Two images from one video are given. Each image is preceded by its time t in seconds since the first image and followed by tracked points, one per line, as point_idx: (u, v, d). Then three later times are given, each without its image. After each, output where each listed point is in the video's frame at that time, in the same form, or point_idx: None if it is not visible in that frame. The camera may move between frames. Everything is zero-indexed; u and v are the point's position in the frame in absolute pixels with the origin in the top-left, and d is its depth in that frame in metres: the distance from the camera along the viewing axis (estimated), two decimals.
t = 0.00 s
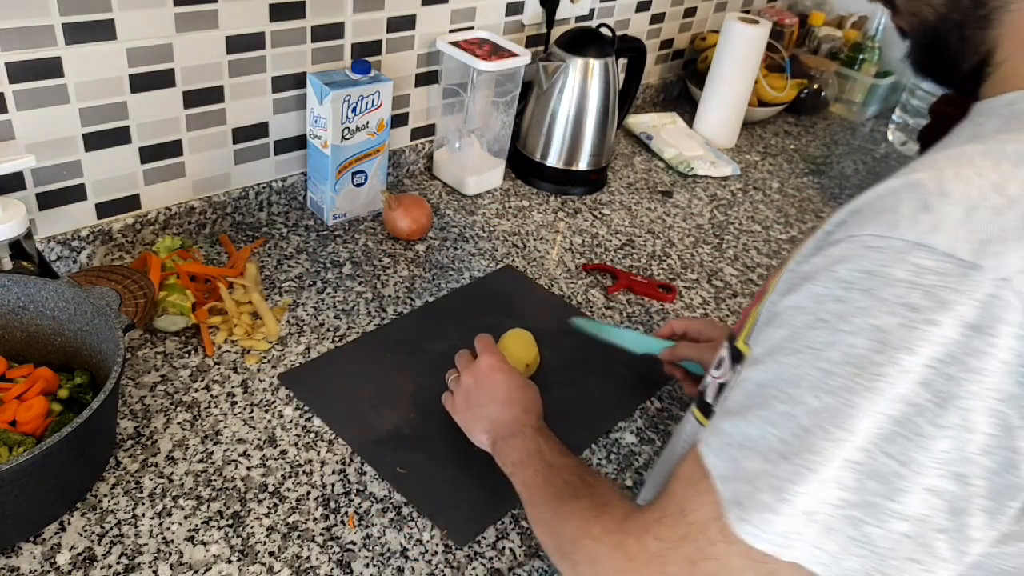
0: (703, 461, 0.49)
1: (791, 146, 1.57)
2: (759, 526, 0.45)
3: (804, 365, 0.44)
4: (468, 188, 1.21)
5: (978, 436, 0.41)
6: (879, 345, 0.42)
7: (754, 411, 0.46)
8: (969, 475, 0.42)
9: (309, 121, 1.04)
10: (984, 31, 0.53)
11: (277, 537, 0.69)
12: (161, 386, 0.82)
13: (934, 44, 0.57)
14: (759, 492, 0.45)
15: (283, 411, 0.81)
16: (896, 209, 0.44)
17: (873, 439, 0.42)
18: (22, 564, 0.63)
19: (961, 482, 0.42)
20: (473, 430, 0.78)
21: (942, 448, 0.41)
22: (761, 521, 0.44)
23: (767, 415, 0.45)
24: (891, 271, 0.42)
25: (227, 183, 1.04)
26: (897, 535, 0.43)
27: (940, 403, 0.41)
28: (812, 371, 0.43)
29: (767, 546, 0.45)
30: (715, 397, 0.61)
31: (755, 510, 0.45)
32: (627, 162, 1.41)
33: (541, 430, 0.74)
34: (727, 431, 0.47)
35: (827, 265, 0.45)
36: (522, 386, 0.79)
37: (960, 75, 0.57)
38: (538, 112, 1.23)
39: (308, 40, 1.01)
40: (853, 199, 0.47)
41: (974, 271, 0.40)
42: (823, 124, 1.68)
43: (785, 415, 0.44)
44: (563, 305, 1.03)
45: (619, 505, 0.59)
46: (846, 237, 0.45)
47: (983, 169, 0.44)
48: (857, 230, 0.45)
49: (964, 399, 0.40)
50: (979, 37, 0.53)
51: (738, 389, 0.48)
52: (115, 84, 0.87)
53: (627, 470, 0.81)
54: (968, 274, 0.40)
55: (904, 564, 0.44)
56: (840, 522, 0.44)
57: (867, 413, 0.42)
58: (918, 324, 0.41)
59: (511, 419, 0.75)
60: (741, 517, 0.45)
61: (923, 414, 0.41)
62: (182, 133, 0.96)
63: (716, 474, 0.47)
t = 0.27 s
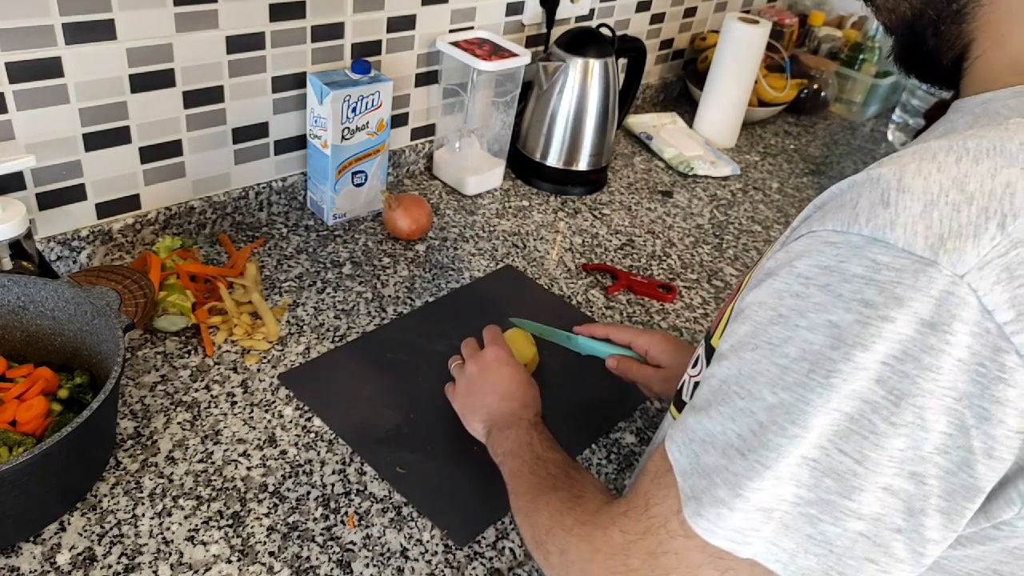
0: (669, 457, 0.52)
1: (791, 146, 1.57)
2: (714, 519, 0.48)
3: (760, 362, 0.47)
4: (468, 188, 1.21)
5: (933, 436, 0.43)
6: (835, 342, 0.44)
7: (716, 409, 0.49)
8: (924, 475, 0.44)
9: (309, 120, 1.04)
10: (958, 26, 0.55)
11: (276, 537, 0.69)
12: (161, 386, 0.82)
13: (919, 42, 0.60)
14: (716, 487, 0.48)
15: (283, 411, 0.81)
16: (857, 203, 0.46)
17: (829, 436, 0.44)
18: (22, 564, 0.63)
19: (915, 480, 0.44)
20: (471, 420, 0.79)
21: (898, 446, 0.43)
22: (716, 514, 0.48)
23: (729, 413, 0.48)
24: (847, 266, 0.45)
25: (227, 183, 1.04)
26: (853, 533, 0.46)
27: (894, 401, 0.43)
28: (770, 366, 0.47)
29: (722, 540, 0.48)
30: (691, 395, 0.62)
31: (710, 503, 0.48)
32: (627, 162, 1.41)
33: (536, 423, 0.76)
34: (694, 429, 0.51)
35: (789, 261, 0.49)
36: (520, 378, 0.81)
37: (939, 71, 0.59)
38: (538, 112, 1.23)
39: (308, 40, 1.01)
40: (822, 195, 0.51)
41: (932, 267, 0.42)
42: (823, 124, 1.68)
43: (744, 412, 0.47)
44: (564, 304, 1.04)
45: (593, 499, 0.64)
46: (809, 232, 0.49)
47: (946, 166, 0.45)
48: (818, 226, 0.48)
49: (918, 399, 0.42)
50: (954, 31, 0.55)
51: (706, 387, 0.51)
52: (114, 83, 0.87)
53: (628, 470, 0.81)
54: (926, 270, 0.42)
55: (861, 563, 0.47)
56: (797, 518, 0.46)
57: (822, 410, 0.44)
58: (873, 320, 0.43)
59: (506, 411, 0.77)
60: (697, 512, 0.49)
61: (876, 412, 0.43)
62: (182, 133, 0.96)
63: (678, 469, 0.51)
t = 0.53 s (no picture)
0: (652, 436, 0.52)
1: (791, 146, 1.57)
2: (695, 501, 0.48)
3: (742, 352, 0.47)
4: (468, 188, 1.21)
5: (909, 425, 0.42)
6: (812, 333, 0.44)
7: (699, 394, 0.49)
8: (900, 465, 0.43)
9: (309, 121, 1.04)
10: (949, 22, 0.55)
11: (277, 537, 0.69)
12: (161, 386, 0.82)
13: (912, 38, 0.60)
14: (696, 471, 0.48)
15: (282, 411, 0.81)
16: (838, 196, 0.46)
17: (805, 423, 0.44)
18: (22, 564, 0.63)
19: (892, 470, 0.43)
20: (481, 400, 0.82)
21: (873, 435, 0.43)
22: (697, 496, 0.48)
23: (710, 397, 0.48)
24: (824, 257, 0.44)
25: (227, 183, 1.04)
26: (830, 521, 0.45)
27: (869, 390, 0.42)
28: (749, 355, 0.46)
29: (703, 522, 0.48)
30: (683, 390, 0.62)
31: (691, 485, 0.48)
32: (627, 162, 1.41)
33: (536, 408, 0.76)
34: (676, 412, 0.50)
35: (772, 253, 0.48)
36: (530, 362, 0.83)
37: (935, 66, 0.59)
38: (538, 112, 1.23)
39: (309, 40, 1.01)
40: (809, 189, 0.51)
41: (907, 258, 0.41)
42: (823, 124, 1.68)
43: (724, 397, 0.47)
44: (563, 304, 1.04)
45: (582, 478, 0.64)
46: (792, 225, 0.48)
47: (927, 160, 0.44)
48: (800, 219, 0.48)
49: (893, 388, 0.42)
50: (945, 26, 0.55)
51: (692, 373, 0.51)
52: (114, 84, 0.87)
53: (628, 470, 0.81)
54: (900, 261, 0.42)
55: (840, 552, 0.46)
56: (775, 504, 0.46)
57: (799, 399, 0.44)
58: (848, 310, 0.43)
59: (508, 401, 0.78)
60: (679, 494, 0.49)
61: (851, 401, 0.43)
62: (182, 133, 0.96)
63: (660, 448, 0.50)
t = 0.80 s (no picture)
0: (645, 438, 0.52)
1: (791, 146, 1.57)
2: (682, 500, 0.48)
3: (728, 350, 0.47)
4: (468, 188, 1.21)
5: (892, 419, 0.42)
6: (796, 329, 0.44)
7: (689, 393, 0.49)
8: (884, 459, 0.43)
9: (309, 121, 1.04)
10: (934, 20, 0.55)
11: (276, 537, 0.69)
12: (161, 386, 0.82)
13: (898, 38, 0.60)
14: (684, 470, 0.48)
15: (282, 411, 0.81)
16: (819, 194, 0.46)
17: (789, 420, 0.44)
18: (22, 564, 0.63)
19: (877, 465, 0.43)
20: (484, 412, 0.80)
21: (857, 430, 0.43)
22: (684, 495, 0.48)
23: (698, 396, 0.48)
24: (807, 254, 0.44)
25: (227, 183, 1.04)
26: (817, 517, 0.45)
27: (852, 385, 0.42)
28: (736, 353, 0.46)
29: (690, 521, 0.48)
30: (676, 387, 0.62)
31: (679, 485, 0.48)
32: (627, 162, 1.41)
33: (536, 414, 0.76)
34: (668, 413, 0.50)
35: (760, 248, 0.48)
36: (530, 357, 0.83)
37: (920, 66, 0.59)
38: (538, 112, 1.23)
39: (308, 40, 1.01)
40: (792, 185, 0.50)
41: (886, 253, 0.41)
42: (823, 124, 1.68)
43: (712, 397, 0.47)
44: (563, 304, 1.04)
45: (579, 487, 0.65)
46: (775, 223, 0.48)
47: (906, 156, 0.44)
48: (782, 216, 0.48)
49: (875, 383, 0.42)
50: (930, 25, 0.56)
51: (683, 371, 0.51)
52: (114, 84, 0.87)
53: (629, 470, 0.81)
54: (879, 257, 0.41)
55: (827, 548, 0.46)
56: (762, 501, 0.46)
57: (783, 395, 0.44)
58: (828, 306, 0.43)
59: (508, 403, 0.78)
60: (667, 493, 0.49)
61: (833, 396, 0.43)
62: (182, 133, 0.96)
63: (653, 450, 0.51)
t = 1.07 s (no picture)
0: (641, 445, 0.52)
1: (791, 146, 1.57)
2: (685, 506, 0.48)
3: (726, 349, 0.46)
4: (468, 188, 1.21)
5: (897, 419, 0.42)
6: (798, 327, 0.43)
7: (686, 397, 0.48)
8: (889, 459, 0.43)
9: (309, 121, 1.04)
10: (928, 21, 0.55)
11: (277, 537, 0.69)
12: (161, 386, 0.82)
13: (893, 39, 0.60)
14: (686, 475, 0.48)
15: (283, 411, 0.81)
16: (819, 192, 0.46)
17: (794, 421, 0.44)
18: (22, 564, 0.63)
19: (882, 465, 0.43)
20: (466, 410, 0.80)
21: (863, 430, 0.43)
22: (687, 500, 0.48)
23: (698, 400, 0.48)
24: (809, 252, 0.44)
25: (227, 183, 1.04)
26: (821, 519, 0.45)
27: (857, 386, 0.42)
28: (735, 354, 0.46)
29: (693, 527, 0.48)
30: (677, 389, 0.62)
31: (681, 491, 0.48)
32: (627, 162, 1.41)
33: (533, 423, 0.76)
34: (665, 417, 0.50)
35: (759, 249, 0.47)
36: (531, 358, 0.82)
37: (916, 66, 0.59)
38: (538, 112, 1.23)
39: (308, 40, 1.01)
40: (791, 185, 0.50)
41: (889, 251, 0.41)
42: (823, 124, 1.68)
43: (712, 400, 0.47)
44: (563, 304, 1.04)
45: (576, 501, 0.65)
46: (774, 223, 0.48)
47: (905, 154, 0.44)
48: (780, 217, 0.47)
49: (879, 383, 0.42)
50: (924, 25, 0.55)
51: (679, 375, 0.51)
52: (114, 84, 0.87)
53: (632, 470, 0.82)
54: (881, 254, 0.41)
55: (831, 550, 0.46)
56: (767, 505, 0.46)
57: (787, 396, 0.44)
58: (832, 304, 0.42)
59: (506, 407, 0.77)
60: (668, 500, 0.49)
61: (838, 397, 0.43)
62: (181, 133, 0.96)
63: (650, 457, 0.51)
